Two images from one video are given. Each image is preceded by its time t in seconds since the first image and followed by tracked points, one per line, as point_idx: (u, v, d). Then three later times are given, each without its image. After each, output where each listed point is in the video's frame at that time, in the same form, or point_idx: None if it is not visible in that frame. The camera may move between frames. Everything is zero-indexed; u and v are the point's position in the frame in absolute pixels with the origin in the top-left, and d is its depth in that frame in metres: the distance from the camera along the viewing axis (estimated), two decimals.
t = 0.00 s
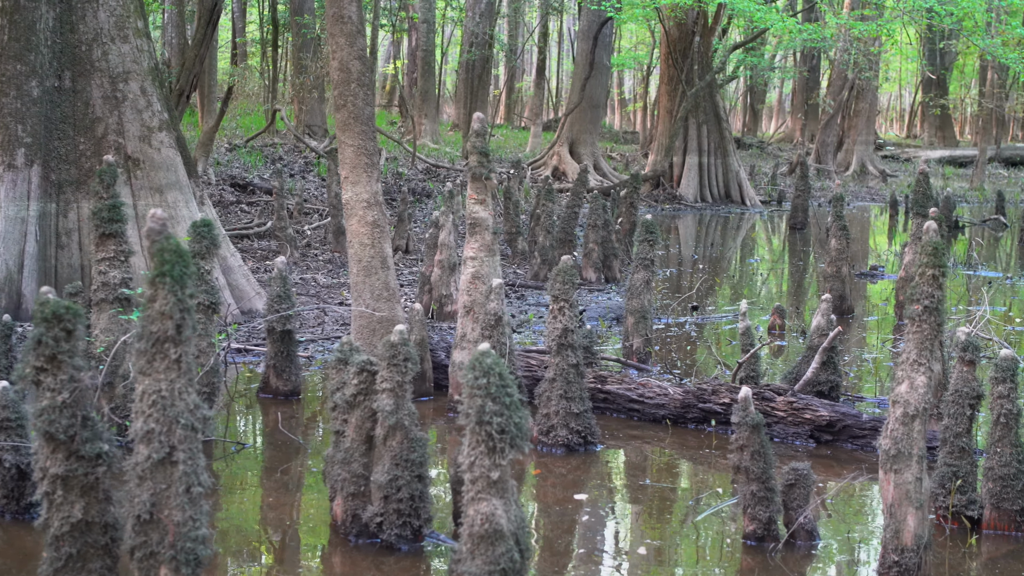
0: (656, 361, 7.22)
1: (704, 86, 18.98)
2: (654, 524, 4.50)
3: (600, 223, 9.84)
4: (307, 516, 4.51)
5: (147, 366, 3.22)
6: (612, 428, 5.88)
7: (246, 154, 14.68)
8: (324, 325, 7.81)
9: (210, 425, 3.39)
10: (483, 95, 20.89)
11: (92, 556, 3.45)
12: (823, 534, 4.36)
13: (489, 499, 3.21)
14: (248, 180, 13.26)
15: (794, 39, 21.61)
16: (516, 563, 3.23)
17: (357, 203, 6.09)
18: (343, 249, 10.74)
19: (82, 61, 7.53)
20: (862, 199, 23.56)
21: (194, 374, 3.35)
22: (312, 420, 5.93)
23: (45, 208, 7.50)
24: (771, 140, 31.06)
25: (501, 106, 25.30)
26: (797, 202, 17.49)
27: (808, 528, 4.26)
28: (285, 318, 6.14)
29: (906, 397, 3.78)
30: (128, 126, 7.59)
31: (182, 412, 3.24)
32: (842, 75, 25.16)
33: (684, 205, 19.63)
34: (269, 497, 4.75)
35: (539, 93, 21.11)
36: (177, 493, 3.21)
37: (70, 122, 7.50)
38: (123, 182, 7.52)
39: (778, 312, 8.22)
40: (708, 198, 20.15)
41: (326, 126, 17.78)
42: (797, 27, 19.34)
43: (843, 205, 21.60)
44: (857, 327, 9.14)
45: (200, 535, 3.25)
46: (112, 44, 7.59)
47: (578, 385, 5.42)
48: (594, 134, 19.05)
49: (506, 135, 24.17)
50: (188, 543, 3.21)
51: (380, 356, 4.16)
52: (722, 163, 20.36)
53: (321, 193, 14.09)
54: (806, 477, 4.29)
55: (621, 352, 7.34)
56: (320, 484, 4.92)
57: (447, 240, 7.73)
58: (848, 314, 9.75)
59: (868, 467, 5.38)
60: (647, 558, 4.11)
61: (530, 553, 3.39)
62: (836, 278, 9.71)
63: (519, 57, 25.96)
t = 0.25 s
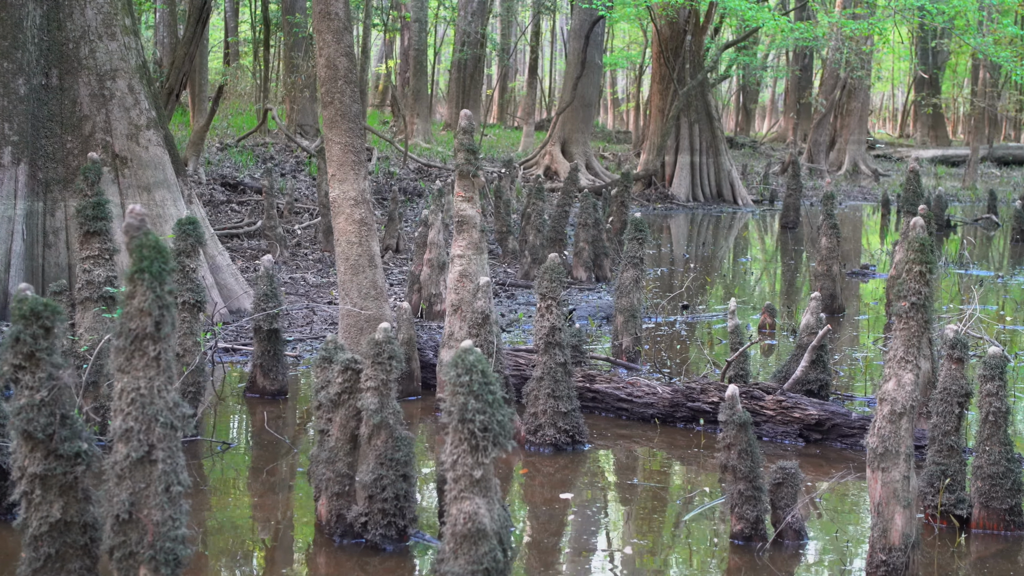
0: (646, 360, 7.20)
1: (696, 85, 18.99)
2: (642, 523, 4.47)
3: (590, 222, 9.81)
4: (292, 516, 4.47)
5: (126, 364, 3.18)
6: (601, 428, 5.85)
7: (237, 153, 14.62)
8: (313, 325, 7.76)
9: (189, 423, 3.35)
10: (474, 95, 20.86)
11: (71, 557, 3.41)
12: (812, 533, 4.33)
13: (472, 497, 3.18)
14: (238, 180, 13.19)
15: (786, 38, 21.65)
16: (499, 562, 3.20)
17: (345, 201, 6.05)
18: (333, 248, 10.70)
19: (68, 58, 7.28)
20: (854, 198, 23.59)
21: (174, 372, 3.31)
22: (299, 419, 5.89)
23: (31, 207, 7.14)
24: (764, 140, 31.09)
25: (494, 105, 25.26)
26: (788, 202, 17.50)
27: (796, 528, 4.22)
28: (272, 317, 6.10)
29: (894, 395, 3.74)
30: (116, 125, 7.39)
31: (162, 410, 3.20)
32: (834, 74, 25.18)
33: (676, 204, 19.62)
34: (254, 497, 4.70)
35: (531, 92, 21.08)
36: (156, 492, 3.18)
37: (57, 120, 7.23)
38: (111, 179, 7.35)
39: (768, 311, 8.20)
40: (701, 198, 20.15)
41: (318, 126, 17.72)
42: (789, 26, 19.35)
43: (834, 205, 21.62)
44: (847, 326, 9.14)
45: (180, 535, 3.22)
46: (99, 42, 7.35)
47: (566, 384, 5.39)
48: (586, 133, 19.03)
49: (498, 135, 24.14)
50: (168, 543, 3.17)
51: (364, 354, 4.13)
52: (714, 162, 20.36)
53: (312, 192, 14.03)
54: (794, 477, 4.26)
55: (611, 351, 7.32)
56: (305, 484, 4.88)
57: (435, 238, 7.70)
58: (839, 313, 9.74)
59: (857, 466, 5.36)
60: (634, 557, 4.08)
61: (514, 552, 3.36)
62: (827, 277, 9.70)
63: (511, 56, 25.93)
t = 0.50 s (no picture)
0: (639, 360, 7.19)
1: (690, 85, 18.99)
2: (634, 523, 4.45)
3: (585, 222, 9.81)
4: (283, 517, 4.44)
5: (114, 364, 3.17)
6: (593, 427, 5.84)
7: (231, 153, 14.57)
8: (306, 325, 7.74)
9: (177, 424, 3.34)
10: (469, 94, 20.84)
11: (59, 558, 3.39)
12: (804, 534, 4.32)
13: (463, 499, 3.17)
14: (232, 179, 13.15)
15: (780, 38, 21.65)
16: (489, 564, 3.18)
17: (337, 201, 6.03)
18: (326, 247, 10.68)
19: (60, 58, 7.17)
20: (849, 198, 23.61)
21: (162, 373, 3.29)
22: (291, 420, 5.87)
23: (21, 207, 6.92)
24: (759, 140, 31.11)
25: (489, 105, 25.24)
26: (783, 201, 17.50)
27: (789, 528, 4.21)
28: (264, 317, 6.08)
29: (886, 395, 3.73)
30: (109, 124, 7.33)
31: (149, 411, 3.18)
32: (829, 74, 25.20)
33: (671, 204, 19.61)
34: (245, 498, 4.68)
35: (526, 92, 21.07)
36: (144, 494, 3.16)
37: (49, 119, 7.08)
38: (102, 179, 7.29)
39: (762, 310, 8.20)
40: (695, 197, 20.15)
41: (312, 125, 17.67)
42: (783, 26, 19.35)
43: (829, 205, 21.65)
44: (842, 326, 9.14)
45: (168, 536, 3.20)
46: (91, 41, 7.28)
47: (558, 384, 5.38)
48: (581, 133, 19.02)
49: (493, 135, 24.12)
50: (156, 544, 3.15)
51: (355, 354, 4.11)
52: (709, 162, 20.37)
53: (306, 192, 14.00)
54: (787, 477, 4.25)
55: (604, 351, 7.31)
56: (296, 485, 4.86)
57: (428, 238, 7.69)
58: (833, 313, 9.74)
59: (849, 466, 5.35)
60: (626, 558, 4.06)
61: (505, 553, 3.35)
62: (821, 277, 9.70)
63: (506, 56, 25.91)
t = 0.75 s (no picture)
0: (635, 360, 7.18)
1: (686, 85, 19.00)
2: (630, 526, 4.43)
3: (580, 222, 9.80)
4: (277, 520, 4.41)
5: (105, 367, 3.14)
6: (589, 429, 5.82)
7: (226, 153, 14.53)
8: (301, 325, 7.71)
9: (170, 427, 3.31)
10: (465, 95, 20.80)
11: (50, 563, 3.36)
12: (801, 537, 4.30)
13: (458, 501, 3.14)
14: (228, 180, 13.12)
15: (776, 38, 21.66)
16: (484, 568, 3.15)
17: (332, 201, 6.00)
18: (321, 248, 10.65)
19: (54, 58, 7.11)
20: (845, 198, 23.63)
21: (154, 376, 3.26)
22: (285, 421, 5.83)
23: (16, 207, 6.83)
24: (755, 140, 31.12)
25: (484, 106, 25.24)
26: (780, 201, 17.50)
27: (786, 530, 4.19)
28: (259, 318, 6.05)
29: (884, 396, 3.71)
30: (103, 125, 7.29)
31: (141, 414, 3.15)
32: (825, 74, 25.22)
33: (667, 204, 19.60)
34: (238, 501, 4.65)
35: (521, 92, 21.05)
36: (136, 497, 3.13)
37: (44, 119, 7.01)
38: (96, 180, 7.26)
39: (759, 311, 8.19)
40: (692, 197, 20.14)
41: (308, 125, 17.62)
42: (780, 26, 19.35)
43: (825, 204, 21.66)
44: (838, 326, 9.13)
45: (160, 541, 3.17)
46: (85, 41, 7.23)
47: (554, 385, 5.36)
48: (577, 133, 19.01)
49: (490, 135, 24.11)
50: (148, 549, 3.12)
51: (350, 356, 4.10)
52: (705, 162, 20.37)
53: (301, 192, 13.96)
54: (784, 479, 4.23)
55: (600, 352, 7.30)
56: (290, 487, 4.82)
57: (424, 238, 7.66)
58: (830, 313, 9.73)
59: (847, 468, 5.34)
60: (622, 561, 4.04)
61: (500, 556, 3.32)
62: (818, 277, 9.69)
63: (502, 56, 25.89)
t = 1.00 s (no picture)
0: (634, 361, 7.15)
1: (684, 84, 18.97)
2: (630, 529, 4.39)
3: (578, 222, 9.77)
4: (274, 524, 4.37)
5: (101, 370, 3.11)
6: (589, 431, 5.79)
7: (223, 153, 14.47)
8: (298, 326, 7.68)
9: (166, 431, 3.28)
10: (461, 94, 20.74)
11: (45, 568, 3.32)
12: (803, 540, 4.27)
13: (457, 506, 3.11)
14: (224, 180, 13.06)
15: (774, 37, 21.64)
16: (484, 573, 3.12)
17: (329, 201, 5.96)
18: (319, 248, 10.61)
19: (50, 57, 7.05)
20: (843, 197, 23.62)
21: (150, 379, 3.22)
22: (283, 423, 5.79)
23: (12, 207, 6.78)
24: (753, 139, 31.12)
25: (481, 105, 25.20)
26: (777, 201, 17.48)
27: (788, 533, 4.16)
28: (256, 319, 6.01)
29: (887, 399, 3.68)
30: (99, 125, 7.23)
31: (137, 418, 3.12)
32: (823, 74, 25.21)
33: (664, 203, 19.57)
34: (235, 504, 4.61)
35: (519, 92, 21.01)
36: (132, 502, 3.09)
37: (39, 119, 6.95)
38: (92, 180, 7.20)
39: (758, 312, 8.16)
40: (689, 197, 20.12)
41: (304, 125, 17.55)
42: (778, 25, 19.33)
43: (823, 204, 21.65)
44: (837, 327, 9.11)
45: (156, 546, 3.14)
46: (81, 41, 7.17)
47: (553, 386, 5.33)
48: (574, 132, 18.97)
49: (487, 135, 24.07)
50: (144, 554, 3.09)
51: (348, 358, 4.06)
52: (702, 161, 20.35)
53: (298, 192, 13.91)
54: (786, 481, 4.20)
55: (599, 353, 7.27)
56: (287, 490, 4.79)
57: (422, 239, 7.63)
58: (829, 313, 9.71)
59: (848, 470, 5.31)
60: (623, 565, 4.00)
61: (500, 561, 3.28)
62: (817, 277, 9.67)
63: (499, 56, 25.85)
